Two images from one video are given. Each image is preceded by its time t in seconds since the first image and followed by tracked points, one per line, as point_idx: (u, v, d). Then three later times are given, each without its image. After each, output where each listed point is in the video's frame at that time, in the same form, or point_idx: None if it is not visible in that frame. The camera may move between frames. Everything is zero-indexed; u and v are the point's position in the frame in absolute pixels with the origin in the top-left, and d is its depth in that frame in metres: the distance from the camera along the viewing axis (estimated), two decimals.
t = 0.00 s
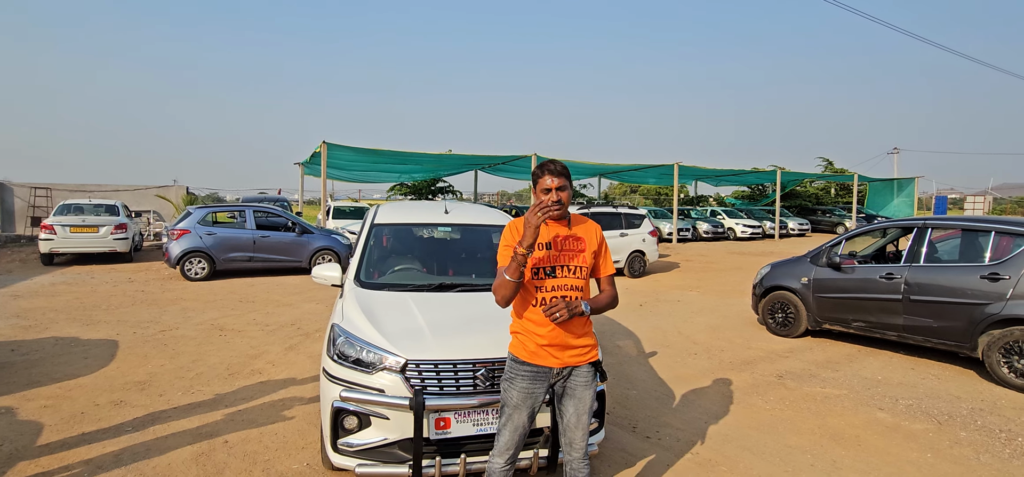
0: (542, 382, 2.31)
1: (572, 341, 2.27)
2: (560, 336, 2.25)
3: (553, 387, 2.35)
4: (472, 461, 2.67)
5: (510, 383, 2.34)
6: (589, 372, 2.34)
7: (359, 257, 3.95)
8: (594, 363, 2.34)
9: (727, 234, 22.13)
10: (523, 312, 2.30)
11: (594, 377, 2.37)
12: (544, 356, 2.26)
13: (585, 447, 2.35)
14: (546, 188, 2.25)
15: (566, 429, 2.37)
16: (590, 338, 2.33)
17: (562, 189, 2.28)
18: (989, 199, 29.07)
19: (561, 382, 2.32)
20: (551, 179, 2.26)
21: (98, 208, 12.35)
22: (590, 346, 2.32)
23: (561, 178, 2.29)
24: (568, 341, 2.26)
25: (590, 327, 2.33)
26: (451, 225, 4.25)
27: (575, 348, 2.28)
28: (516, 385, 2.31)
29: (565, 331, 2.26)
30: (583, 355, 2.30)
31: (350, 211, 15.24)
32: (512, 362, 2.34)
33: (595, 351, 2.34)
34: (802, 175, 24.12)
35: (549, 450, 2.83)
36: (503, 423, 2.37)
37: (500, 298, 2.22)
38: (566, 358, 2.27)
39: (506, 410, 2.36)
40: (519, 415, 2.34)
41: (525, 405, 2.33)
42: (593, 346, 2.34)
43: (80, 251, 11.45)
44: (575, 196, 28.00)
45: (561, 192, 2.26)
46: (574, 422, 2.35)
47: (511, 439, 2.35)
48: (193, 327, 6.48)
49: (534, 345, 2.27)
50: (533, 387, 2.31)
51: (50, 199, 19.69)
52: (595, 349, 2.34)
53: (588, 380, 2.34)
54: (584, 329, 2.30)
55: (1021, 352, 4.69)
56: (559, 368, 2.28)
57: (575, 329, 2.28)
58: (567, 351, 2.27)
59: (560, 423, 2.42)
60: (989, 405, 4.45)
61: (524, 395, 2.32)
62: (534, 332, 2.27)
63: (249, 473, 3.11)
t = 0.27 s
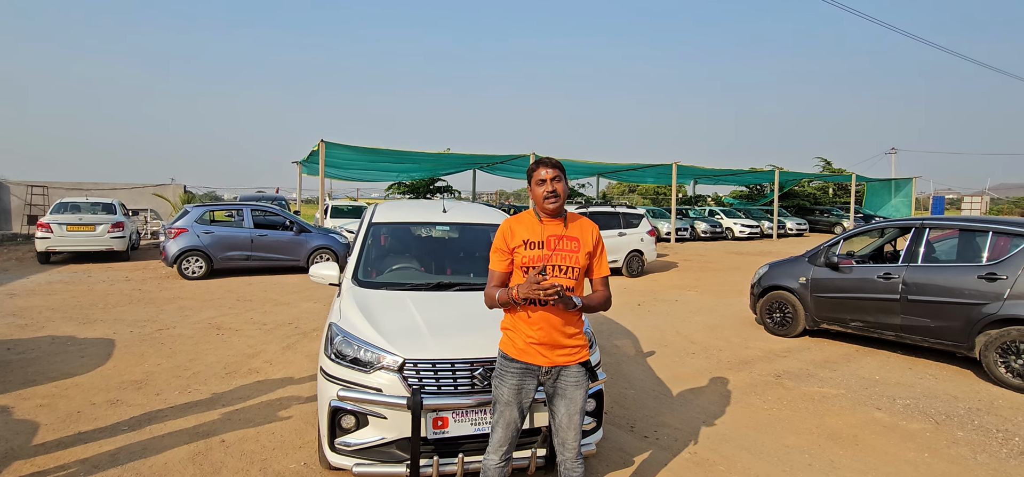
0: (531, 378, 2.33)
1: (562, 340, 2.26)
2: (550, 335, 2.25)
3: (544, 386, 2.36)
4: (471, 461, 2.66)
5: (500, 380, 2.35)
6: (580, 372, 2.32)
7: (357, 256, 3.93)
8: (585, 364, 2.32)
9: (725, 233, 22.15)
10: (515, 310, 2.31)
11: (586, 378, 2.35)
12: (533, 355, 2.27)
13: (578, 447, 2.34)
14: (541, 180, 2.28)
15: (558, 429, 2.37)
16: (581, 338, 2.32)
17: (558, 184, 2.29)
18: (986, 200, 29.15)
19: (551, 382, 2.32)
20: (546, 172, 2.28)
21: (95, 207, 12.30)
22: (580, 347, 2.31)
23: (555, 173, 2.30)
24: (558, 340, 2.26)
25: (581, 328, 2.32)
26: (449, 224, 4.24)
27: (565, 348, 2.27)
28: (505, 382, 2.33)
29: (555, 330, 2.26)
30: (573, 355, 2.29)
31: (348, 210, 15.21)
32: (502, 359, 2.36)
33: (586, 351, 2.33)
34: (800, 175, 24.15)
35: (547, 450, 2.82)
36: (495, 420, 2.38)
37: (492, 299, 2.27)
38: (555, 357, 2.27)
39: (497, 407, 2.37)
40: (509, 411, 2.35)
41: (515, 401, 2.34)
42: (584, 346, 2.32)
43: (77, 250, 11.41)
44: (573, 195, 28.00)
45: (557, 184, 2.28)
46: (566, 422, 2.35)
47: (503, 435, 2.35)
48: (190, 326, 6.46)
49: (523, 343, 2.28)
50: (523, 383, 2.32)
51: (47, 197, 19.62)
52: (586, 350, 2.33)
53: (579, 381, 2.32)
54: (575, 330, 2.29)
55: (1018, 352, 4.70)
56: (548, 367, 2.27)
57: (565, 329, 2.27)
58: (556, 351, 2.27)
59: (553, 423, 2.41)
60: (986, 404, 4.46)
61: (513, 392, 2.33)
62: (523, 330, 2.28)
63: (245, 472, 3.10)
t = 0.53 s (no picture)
0: (524, 374, 2.34)
1: (553, 339, 2.26)
2: (540, 334, 2.25)
3: (537, 383, 2.36)
4: (468, 460, 2.66)
5: (493, 375, 2.37)
6: (572, 371, 2.31)
7: (355, 254, 3.93)
8: (577, 363, 2.31)
9: (723, 232, 22.17)
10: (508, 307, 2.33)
11: (579, 377, 2.34)
12: (524, 351, 2.28)
13: (572, 445, 2.34)
14: (536, 177, 2.28)
15: (551, 427, 2.37)
16: (574, 337, 2.31)
17: (552, 181, 2.29)
18: (982, 200, 29.24)
19: (543, 380, 2.32)
20: (541, 169, 2.29)
21: (91, 204, 12.26)
22: (573, 346, 2.30)
23: (550, 171, 2.30)
24: (549, 339, 2.25)
25: (574, 327, 2.30)
26: (447, 223, 4.23)
27: (556, 346, 2.26)
28: (498, 377, 2.34)
29: (546, 329, 2.25)
30: (565, 354, 2.28)
31: (345, 208, 15.17)
32: (495, 355, 2.38)
33: (578, 350, 2.31)
34: (798, 174, 24.19)
35: (544, 448, 2.82)
36: (489, 416, 2.39)
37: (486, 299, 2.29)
38: (546, 355, 2.26)
39: (491, 402, 2.37)
40: (503, 407, 2.35)
41: (508, 397, 2.34)
42: (576, 345, 2.31)
43: (73, 247, 11.37)
44: (571, 194, 28.00)
45: (551, 181, 2.28)
46: (559, 421, 2.35)
47: (498, 430, 2.35)
48: (186, 324, 6.44)
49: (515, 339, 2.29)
50: (516, 378, 2.33)
51: (43, 195, 19.55)
52: (578, 349, 2.31)
53: (571, 379, 2.31)
54: (567, 329, 2.28)
55: (1015, 351, 4.71)
56: (539, 365, 2.28)
57: (557, 328, 2.26)
58: (548, 349, 2.26)
59: (546, 421, 2.41)
60: (983, 403, 4.47)
61: (507, 387, 2.34)
62: (515, 327, 2.29)
63: (243, 471, 3.09)
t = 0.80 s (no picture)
0: (519, 370, 2.34)
1: (549, 337, 2.26)
2: (536, 331, 2.25)
3: (532, 380, 2.36)
4: (467, 457, 2.65)
5: (489, 371, 2.37)
6: (567, 368, 2.31)
7: (353, 252, 3.92)
8: (573, 361, 2.31)
9: (722, 230, 22.17)
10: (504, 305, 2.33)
11: (575, 374, 2.34)
12: (519, 348, 2.28)
13: (568, 442, 2.34)
14: (533, 176, 2.27)
15: (548, 424, 2.37)
16: (570, 335, 2.31)
17: (549, 181, 2.28)
18: (980, 198, 29.26)
19: (539, 377, 2.32)
20: (539, 168, 2.27)
21: (89, 201, 12.22)
22: (568, 344, 2.29)
23: (548, 169, 2.29)
24: (544, 336, 2.25)
25: (571, 324, 2.30)
26: (446, 220, 4.23)
27: (552, 344, 2.26)
28: (494, 373, 2.34)
29: (541, 327, 2.25)
30: (561, 351, 2.27)
31: (345, 206, 15.15)
32: (491, 350, 2.38)
33: (573, 348, 2.31)
34: (797, 172, 24.20)
35: (542, 446, 2.82)
36: (487, 412, 2.38)
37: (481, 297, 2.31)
38: (542, 352, 2.26)
39: (487, 398, 2.37)
40: (500, 402, 2.35)
41: (505, 392, 2.34)
42: (572, 343, 2.31)
43: (71, 244, 11.34)
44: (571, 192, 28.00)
45: (549, 181, 2.27)
46: (555, 417, 2.34)
47: (495, 426, 2.35)
48: (185, 321, 6.43)
49: (511, 336, 2.30)
50: (512, 374, 2.34)
51: (41, 192, 19.50)
52: (574, 347, 2.31)
53: (566, 376, 2.31)
54: (563, 328, 2.27)
55: (1012, 349, 4.72)
56: (534, 362, 2.28)
57: (552, 326, 2.25)
58: (543, 347, 2.26)
59: (543, 418, 2.41)
60: (980, 402, 4.48)
61: (503, 382, 2.34)
62: (511, 324, 2.29)
63: (241, 468, 3.09)
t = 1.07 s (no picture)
0: (518, 367, 2.34)
1: (548, 333, 2.25)
2: (535, 328, 2.24)
3: (531, 377, 2.35)
4: (466, 455, 2.65)
5: (488, 368, 2.36)
6: (566, 365, 2.30)
7: (353, 250, 3.91)
8: (572, 358, 2.31)
9: (722, 229, 22.15)
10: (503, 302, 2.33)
11: (574, 371, 2.34)
12: (518, 345, 2.27)
13: (567, 440, 2.34)
14: (532, 175, 2.25)
15: (547, 422, 2.36)
16: (568, 332, 2.30)
17: (549, 180, 2.26)
18: (981, 197, 29.23)
19: (537, 374, 2.32)
20: (539, 167, 2.25)
21: (89, 198, 12.21)
22: (567, 341, 2.29)
23: (547, 168, 2.27)
24: (543, 333, 2.25)
25: (570, 321, 2.30)
26: (446, 218, 4.23)
27: (551, 341, 2.26)
28: (493, 370, 2.34)
29: (540, 322, 2.24)
30: (560, 348, 2.27)
31: (345, 203, 15.14)
32: (490, 347, 2.38)
33: (572, 345, 2.31)
34: (797, 171, 24.18)
35: (541, 443, 2.81)
36: (485, 409, 2.38)
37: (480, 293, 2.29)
38: (540, 349, 2.26)
39: (486, 395, 2.37)
40: (498, 400, 2.34)
41: (504, 389, 2.33)
42: (571, 340, 2.31)
43: (71, 241, 11.34)
44: (571, 190, 27.98)
45: (548, 180, 2.25)
46: (554, 415, 2.34)
47: (494, 423, 2.35)
48: (185, 318, 6.43)
49: (510, 333, 2.29)
50: (510, 371, 2.33)
51: (42, 189, 19.50)
52: (573, 344, 2.31)
53: (565, 374, 2.31)
54: (562, 323, 2.27)
55: (1013, 347, 4.71)
56: (533, 359, 2.27)
57: (551, 322, 2.25)
58: (542, 344, 2.26)
59: (542, 416, 2.41)
60: (980, 400, 4.48)
61: (502, 379, 2.33)
62: (509, 321, 2.29)
63: (240, 465, 3.09)
